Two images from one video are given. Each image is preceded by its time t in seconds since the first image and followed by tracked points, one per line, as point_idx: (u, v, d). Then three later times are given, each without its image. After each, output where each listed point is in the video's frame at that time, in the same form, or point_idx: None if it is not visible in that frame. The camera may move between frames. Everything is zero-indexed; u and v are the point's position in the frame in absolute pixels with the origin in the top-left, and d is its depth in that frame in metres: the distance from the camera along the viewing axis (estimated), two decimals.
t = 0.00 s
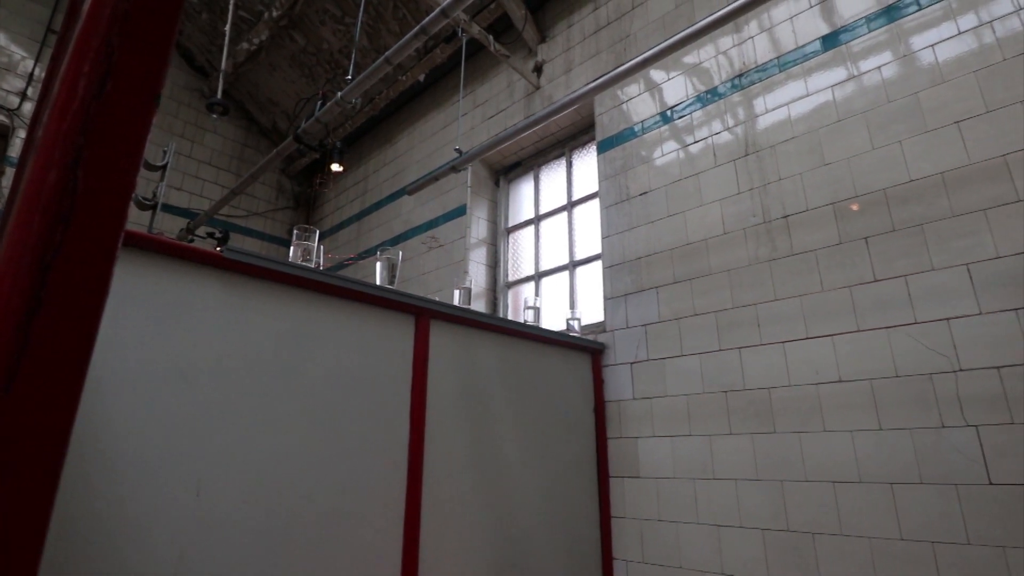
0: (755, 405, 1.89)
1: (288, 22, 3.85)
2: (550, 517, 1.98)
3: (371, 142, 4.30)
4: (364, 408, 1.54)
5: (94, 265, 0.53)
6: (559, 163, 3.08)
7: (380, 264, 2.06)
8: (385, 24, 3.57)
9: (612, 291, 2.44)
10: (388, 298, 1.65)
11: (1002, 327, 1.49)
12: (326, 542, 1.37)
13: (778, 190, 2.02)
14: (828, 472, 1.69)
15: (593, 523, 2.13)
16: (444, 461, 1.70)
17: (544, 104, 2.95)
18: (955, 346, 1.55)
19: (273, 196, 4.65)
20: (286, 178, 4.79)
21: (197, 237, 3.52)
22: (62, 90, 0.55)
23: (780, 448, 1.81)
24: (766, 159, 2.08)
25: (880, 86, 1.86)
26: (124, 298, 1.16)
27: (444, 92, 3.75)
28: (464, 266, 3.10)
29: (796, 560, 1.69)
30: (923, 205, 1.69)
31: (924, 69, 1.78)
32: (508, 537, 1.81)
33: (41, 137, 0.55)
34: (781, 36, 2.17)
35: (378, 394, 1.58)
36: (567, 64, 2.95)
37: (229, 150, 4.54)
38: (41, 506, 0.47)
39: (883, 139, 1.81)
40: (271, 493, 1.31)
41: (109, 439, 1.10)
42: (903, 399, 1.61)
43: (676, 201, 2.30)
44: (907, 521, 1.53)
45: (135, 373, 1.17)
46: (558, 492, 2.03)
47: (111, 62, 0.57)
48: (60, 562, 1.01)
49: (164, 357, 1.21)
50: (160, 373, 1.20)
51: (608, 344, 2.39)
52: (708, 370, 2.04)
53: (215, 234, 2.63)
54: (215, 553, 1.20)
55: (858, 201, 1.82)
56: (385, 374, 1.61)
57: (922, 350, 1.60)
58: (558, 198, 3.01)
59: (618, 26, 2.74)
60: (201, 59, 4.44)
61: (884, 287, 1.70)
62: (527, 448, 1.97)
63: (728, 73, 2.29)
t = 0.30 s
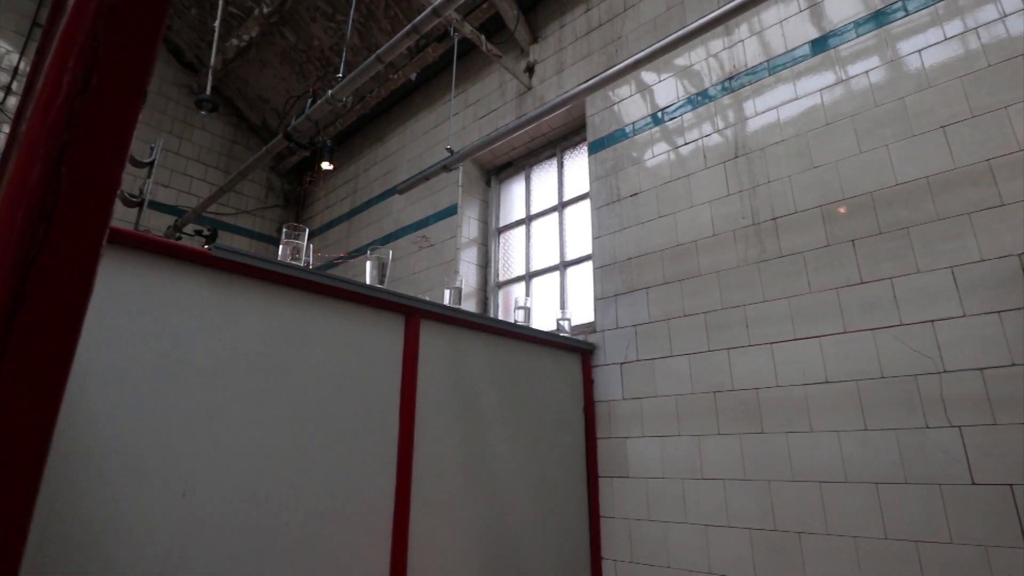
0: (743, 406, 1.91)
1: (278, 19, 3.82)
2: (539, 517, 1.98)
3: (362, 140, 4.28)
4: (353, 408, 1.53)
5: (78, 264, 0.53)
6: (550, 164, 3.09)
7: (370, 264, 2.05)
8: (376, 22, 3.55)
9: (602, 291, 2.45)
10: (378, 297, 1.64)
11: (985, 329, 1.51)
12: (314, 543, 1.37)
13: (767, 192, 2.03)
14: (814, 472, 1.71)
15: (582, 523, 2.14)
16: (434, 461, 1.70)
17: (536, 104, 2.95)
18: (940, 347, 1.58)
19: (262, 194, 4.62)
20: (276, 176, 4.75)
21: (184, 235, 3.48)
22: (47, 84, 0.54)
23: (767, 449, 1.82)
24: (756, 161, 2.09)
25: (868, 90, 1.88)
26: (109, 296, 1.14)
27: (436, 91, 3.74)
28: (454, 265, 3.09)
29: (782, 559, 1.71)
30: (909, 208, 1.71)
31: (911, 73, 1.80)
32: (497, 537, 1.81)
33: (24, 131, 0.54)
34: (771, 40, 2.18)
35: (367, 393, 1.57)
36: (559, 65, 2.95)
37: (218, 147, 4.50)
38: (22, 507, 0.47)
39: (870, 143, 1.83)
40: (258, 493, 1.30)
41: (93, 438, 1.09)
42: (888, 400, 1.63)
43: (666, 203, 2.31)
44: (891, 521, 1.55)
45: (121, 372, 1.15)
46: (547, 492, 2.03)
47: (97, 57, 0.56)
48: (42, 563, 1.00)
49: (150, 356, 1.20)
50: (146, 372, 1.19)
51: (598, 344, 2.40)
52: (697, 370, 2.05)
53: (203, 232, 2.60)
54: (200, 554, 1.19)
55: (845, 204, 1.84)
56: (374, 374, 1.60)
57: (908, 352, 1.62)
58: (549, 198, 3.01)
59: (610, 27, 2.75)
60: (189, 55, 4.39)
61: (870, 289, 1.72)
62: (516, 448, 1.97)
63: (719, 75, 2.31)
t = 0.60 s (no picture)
0: (730, 406, 1.92)
1: (268, 15, 3.78)
2: (528, 517, 1.98)
3: (353, 138, 4.26)
4: (341, 407, 1.52)
5: (61, 262, 0.52)
6: (541, 164, 3.09)
7: (360, 263, 2.04)
8: (368, 20, 3.53)
9: (592, 292, 2.45)
10: (367, 296, 1.64)
11: (968, 331, 1.54)
12: (300, 544, 1.36)
13: (756, 195, 2.05)
14: (800, 472, 1.73)
15: (571, 523, 2.14)
16: (422, 461, 1.69)
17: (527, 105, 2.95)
18: (924, 349, 1.60)
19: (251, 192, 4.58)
20: (265, 173, 4.72)
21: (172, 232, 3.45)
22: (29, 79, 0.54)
23: (754, 449, 1.84)
24: (745, 164, 2.11)
25: (856, 95, 1.90)
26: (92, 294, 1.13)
27: (427, 90, 3.73)
28: (445, 265, 3.09)
29: (768, 558, 1.73)
30: (895, 212, 1.73)
31: (898, 78, 1.83)
32: (485, 537, 1.81)
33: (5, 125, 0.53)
34: (761, 43, 2.20)
35: (355, 393, 1.56)
36: (551, 66, 2.96)
37: (206, 144, 4.46)
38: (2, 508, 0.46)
39: (857, 146, 1.85)
40: (244, 494, 1.29)
41: (75, 438, 1.08)
42: (872, 401, 1.65)
43: (656, 204, 2.33)
44: (875, 521, 1.57)
45: (104, 371, 1.14)
46: (536, 492, 2.04)
47: (81, 52, 0.56)
48: (21, 565, 0.98)
49: (135, 355, 1.19)
50: (130, 371, 1.17)
51: (587, 344, 2.41)
52: (686, 371, 2.06)
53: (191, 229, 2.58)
54: (184, 555, 1.18)
55: (832, 207, 1.86)
56: (362, 374, 1.60)
57: (892, 353, 1.64)
58: (540, 198, 3.02)
59: (602, 28, 2.76)
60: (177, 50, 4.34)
61: (856, 292, 1.75)
62: (505, 448, 1.98)
63: (709, 78, 2.32)
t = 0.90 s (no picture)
0: (718, 406, 1.94)
1: (257, 11, 3.75)
2: (516, 517, 1.98)
3: (343, 137, 4.23)
4: (329, 407, 1.51)
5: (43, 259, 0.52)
6: (532, 164, 3.09)
7: (348, 261, 2.03)
8: (359, 18, 3.52)
9: (582, 292, 2.46)
10: (355, 296, 1.63)
11: (951, 334, 1.56)
12: (286, 544, 1.35)
13: (744, 197, 2.07)
14: (786, 473, 1.74)
15: (559, 523, 2.15)
16: (411, 461, 1.69)
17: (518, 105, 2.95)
18: (907, 351, 1.62)
19: (239, 189, 4.54)
20: (254, 171, 4.67)
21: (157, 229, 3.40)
22: (11, 71, 0.53)
23: (740, 449, 1.85)
24: (733, 167, 2.13)
25: (842, 99, 1.92)
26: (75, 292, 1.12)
27: (418, 89, 3.71)
28: (434, 264, 3.08)
29: (754, 557, 1.74)
30: (880, 215, 1.75)
31: (884, 84, 1.85)
32: (474, 537, 1.81)
33: None
34: (750, 47, 2.22)
35: (344, 393, 1.55)
36: (542, 66, 2.96)
37: (193, 140, 4.41)
38: None
39: (844, 150, 1.88)
40: (230, 494, 1.28)
41: (57, 437, 1.06)
42: (856, 402, 1.67)
43: (646, 205, 2.34)
44: (859, 520, 1.59)
45: (88, 369, 1.12)
46: (524, 492, 2.04)
47: (64, 45, 0.55)
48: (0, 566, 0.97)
49: (118, 353, 1.17)
50: (116, 369, 1.16)
51: (576, 345, 2.41)
52: (674, 371, 2.07)
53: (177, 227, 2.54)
54: (169, 556, 1.16)
55: (819, 210, 1.88)
56: (351, 374, 1.59)
57: (877, 355, 1.67)
58: (530, 199, 3.02)
59: (593, 30, 2.77)
60: (165, 46, 4.29)
61: (842, 294, 1.77)
62: (494, 448, 1.98)
63: (699, 80, 2.34)
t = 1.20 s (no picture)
0: (703, 407, 1.95)
1: (245, 6, 3.71)
2: (503, 517, 1.98)
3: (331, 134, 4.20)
4: (314, 406, 1.50)
5: (20, 256, 0.51)
6: (521, 164, 3.09)
7: (336, 260, 2.01)
8: (348, 15, 3.49)
9: (570, 293, 2.47)
10: (342, 294, 1.62)
11: (931, 336, 1.59)
12: (270, 545, 1.34)
13: (731, 199, 2.09)
14: (770, 473, 1.76)
15: (546, 523, 2.15)
16: (397, 461, 1.68)
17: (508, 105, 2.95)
18: (889, 353, 1.65)
19: (226, 185, 4.49)
20: (240, 167, 4.62)
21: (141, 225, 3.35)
22: None
23: (725, 449, 1.87)
24: (720, 169, 2.14)
25: (828, 104, 1.95)
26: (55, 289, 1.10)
27: (407, 87, 3.70)
28: (423, 264, 3.07)
29: (738, 557, 1.76)
30: (863, 218, 1.78)
31: (869, 89, 1.88)
32: (460, 537, 1.80)
33: None
34: (738, 51, 2.24)
35: (330, 392, 1.54)
36: (532, 66, 2.96)
37: (179, 135, 4.35)
38: None
39: (829, 154, 1.90)
40: (214, 494, 1.26)
41: (36, 437, 1.04)
42: (839, 403, 1.69)
43: (634, 207, 2.35)
44: (841, 520, 1.61)
45: (68, 367, 1.10)
46: (511, 492, 2.04)
47: (46, 38, 0.54)
48: None
49: (98, 351, 1.15)
50: (97, 368, 1.14)
51: (564, 345, 2.42)
52: (661, 372, 2.08)
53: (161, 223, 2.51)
54: (150, 557, 1.15)
55: (804, 213, 1.90)
56: (337, 373, 1.58)
57: (860, 356, 1.69)
58: (520, 199, 3.02)
59: (583, 31, 2.78)
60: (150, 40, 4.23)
61: (826, 296, 1.79)
62: (481, 448, 1.97)
63: (688, 83, 2.35)
